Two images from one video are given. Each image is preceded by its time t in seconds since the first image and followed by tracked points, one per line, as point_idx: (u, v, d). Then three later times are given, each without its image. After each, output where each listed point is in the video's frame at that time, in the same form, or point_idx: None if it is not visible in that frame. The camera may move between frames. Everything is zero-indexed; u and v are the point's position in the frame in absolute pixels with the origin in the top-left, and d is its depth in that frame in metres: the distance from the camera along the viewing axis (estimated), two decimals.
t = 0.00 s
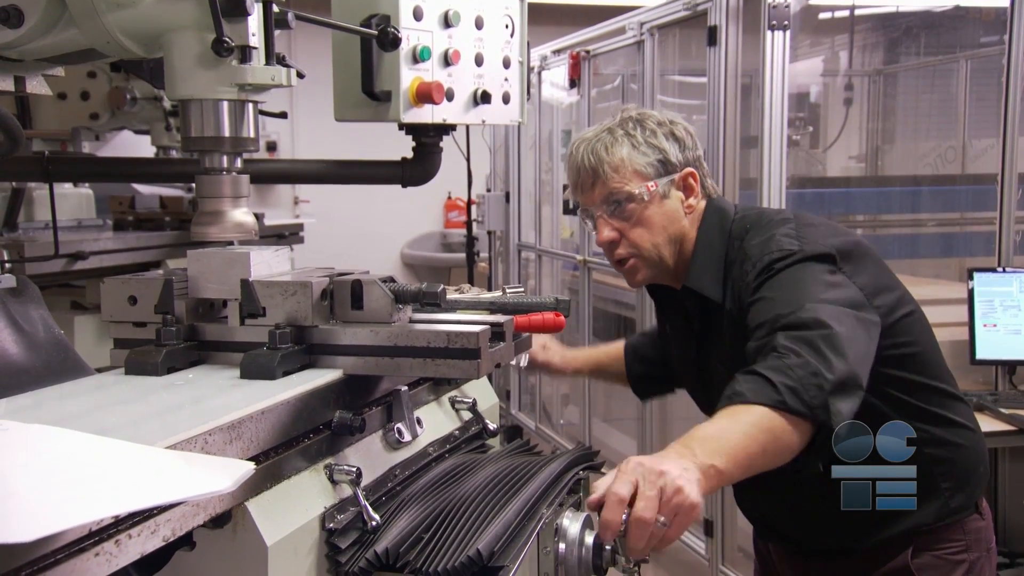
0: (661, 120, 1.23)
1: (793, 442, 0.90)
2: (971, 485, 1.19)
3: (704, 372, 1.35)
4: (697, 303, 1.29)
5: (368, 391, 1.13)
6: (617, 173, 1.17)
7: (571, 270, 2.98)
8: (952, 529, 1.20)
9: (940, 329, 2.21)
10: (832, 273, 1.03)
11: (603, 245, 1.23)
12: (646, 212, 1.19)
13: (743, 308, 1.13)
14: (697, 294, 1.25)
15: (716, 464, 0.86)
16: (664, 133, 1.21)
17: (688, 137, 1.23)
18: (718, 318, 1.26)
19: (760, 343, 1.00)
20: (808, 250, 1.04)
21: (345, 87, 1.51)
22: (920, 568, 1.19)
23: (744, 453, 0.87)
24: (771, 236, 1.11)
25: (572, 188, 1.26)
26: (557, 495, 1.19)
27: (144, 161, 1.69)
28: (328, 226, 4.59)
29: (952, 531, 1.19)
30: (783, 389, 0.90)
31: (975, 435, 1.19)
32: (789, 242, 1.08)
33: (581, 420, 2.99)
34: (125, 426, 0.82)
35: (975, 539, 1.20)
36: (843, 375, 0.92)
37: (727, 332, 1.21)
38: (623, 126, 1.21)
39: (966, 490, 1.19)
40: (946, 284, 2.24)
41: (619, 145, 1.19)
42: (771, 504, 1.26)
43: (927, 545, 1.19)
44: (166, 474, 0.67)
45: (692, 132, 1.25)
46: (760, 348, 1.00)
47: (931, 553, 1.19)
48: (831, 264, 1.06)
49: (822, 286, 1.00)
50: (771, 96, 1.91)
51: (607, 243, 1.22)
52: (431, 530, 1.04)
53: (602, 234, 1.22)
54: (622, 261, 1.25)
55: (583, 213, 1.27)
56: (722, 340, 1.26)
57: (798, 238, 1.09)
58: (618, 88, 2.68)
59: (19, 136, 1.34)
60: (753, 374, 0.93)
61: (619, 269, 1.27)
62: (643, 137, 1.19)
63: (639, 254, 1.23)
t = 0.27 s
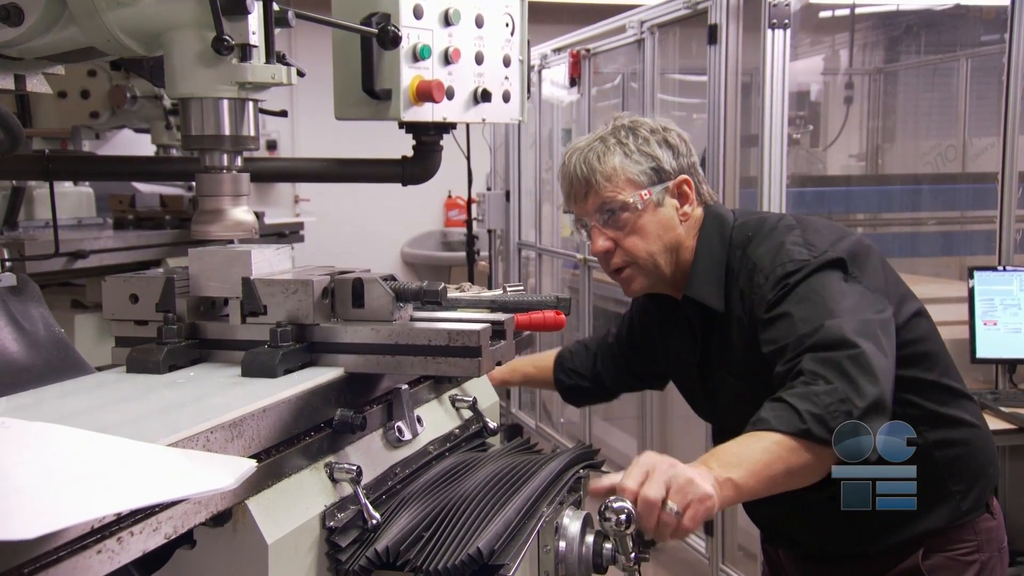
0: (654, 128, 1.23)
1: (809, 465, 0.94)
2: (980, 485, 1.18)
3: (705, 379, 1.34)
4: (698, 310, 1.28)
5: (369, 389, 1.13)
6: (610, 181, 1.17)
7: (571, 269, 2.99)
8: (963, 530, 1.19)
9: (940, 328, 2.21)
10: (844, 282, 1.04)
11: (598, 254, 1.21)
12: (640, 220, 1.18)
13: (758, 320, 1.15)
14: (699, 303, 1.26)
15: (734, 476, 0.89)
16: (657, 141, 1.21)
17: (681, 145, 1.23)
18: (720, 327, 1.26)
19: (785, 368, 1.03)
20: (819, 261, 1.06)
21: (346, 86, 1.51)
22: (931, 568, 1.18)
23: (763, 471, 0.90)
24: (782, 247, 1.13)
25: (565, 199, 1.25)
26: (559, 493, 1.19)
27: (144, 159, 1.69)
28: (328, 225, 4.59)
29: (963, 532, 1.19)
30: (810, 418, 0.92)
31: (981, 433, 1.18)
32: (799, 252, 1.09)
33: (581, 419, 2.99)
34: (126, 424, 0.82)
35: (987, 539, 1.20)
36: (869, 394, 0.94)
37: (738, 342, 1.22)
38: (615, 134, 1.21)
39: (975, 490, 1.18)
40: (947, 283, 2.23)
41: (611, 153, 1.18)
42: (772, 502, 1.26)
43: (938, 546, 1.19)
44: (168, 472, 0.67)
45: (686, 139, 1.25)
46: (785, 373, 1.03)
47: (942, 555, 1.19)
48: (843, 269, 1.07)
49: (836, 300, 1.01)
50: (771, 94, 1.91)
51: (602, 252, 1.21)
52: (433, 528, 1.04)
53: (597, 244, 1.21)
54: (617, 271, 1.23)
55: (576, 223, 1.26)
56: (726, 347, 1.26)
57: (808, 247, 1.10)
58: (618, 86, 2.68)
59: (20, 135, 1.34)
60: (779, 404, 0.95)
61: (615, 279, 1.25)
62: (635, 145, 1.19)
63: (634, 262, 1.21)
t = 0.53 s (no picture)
0: (659, 131, 1.22)
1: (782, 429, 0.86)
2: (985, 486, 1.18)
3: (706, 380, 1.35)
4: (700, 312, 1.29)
5: (370, 387, 1.13)
6: (616, 186, 1.16)
7: (571, 267, 2.99)
8: (967, 529, 1.18)
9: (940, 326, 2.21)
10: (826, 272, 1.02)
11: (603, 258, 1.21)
12: (645, 225, 1.18)
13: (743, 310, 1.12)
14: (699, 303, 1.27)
15: (701, 444, 0.80)
16: (662, 145, 1.20)
17: (686, 148, 1.22)
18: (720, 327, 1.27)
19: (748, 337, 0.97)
20: (803, 254, 1.03)
21: (345, 84, 1.51)
22: (934, 568, 1.18)
23: (732, 441, 0.82)
24: (769, 244, 1.11)
25: (569, 200, 1.24)
26: (559, 492, 1.19)
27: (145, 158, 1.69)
28: (328, 224, 4.59)
29: (966, 531, 1.18)
30: (767, 371, 0.86)
31: (985, 432, 1.18)
32: (786, 245, 1.08)
33: (581, 417, 2.99)
34: (127, 422, 0.82)
35: (992, 539, 1.19)
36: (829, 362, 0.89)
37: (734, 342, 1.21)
38: (620, 138, 1.20)
39: (980, 490, 1.18)
40: (947, 281, 2.23)
41: (617, 158, 1.17)
42: (772, 501, 1.26)
43: (942, 546, 1.19)
44: (170, 470, 0.67)
45: (690, 142, 1.24)
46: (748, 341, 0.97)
47: (945, 554, 1.19)
48: (829, 265, 1.05)
49: (813, 283, 0.98)
50: (771, 93, 1.91)
51: (607, 257, 1.20)
52: (433, 527, 1.04)
53: (601, 248, 1.20)
54: (622, 275, 1.23)
55: (581, 225, 1.25)
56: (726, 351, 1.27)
57: (794, 244, 1.08)
58: (618, 85, 2.68)
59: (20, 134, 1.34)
60: (738, 363, 0.89)
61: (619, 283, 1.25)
62: (640, 149, 1.18)
63: (639, 267, 1.21)
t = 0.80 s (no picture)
0: (655, 127, 1.22)
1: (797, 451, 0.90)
2: (978, 482, 1.18)
3: (705, 380, 1.32)
4: (694, 310, 1.25)
5: (370, 386, 1.13)
6: (612, 180, 1.16)
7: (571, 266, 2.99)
8: (962, 526, 1.18)
9: (940, 325, 2.21)
10: (839, 283, 1.01)
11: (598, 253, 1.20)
12: (640, 219, 1.18)
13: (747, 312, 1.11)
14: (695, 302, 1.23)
15: (719, 445, 0.85)
16: (658, 140, 1.20)
17: (683, 144, 1.22)
18: (714, 326, 1.23)
19: (767, 354, 0.98)
20: (813, 260, 1.02)
21: (345, 83, 1.51)
22: (929, 566, 1.18)
23: (749, 448, 0.86)
24: (773, 242, 1.09)
25: (566, 196, 1.24)
26: (559, 490, 1.19)
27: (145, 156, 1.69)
28: (328, 223, 4.60)
29: (961, 529, 1.18)
30: (800, 405, 0.89)
31: (979, 431, 1.18)
32: (792, 249, 1.06)
33: (581, 416, 2.99)
34: (128, 419, 0.82)
35: (986, 535, 1.19)
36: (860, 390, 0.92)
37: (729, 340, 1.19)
38: (617, 133, 1.20)
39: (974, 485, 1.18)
40: (947, 280, 2.23)
41: (613, 152, 1.17)
42: (772, 500, 1.26)
43: (938, 543, 1.18)
44: (170, 467, 0.67)
45: (686, 138, 1.24)
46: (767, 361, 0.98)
47: (940, 552, 1.18)
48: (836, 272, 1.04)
49: (832, 300, 0.98)
50: (772, 92, 1.91)
51: (602, 251, 1.20)
52: (433, 525, 1.04)
53: (597, 243, 1.20)
54: (617, 269, 1.22)
55: (577, 222, 1.25)
56: (721, 350, 1.23)
57: (800, 244, 1.07)
58: (618, 84, 2.68)
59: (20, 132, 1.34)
60: (771, 392, 0.92)
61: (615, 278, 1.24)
62: (637, 144, 1.18)
63: (634, 261, 1.20)
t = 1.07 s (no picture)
0: (647, 125, 1.22)
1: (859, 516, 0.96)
2: (976, 484, 1.17)
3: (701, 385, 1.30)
4: (688, 313, 1.24)
5: (369, 384, 1.13)
6: (602, 175, 1.15)
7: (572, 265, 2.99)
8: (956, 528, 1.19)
9: (940, 324, 2.21)
10: (863, 295, 1.00)
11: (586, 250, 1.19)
12: (629, 216, 1.16)
13: (761, 330, 1.08)
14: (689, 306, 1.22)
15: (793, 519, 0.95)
16: (649, 137, 1.20)
17: (674, 142, 1.21)
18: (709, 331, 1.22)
19: (815, 382, 0.99)
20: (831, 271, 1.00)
21: (345, 81, 1.51)
22: (924, 567, 1.20)
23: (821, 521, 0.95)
24: (781, 250, 1.06)
25: (556, 194, 1.24)
26: (559, 489, 1.19)
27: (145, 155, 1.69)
28: (328, 221, 4.60)
29: (956, 531, 1.19)
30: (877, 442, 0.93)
31: (979, 432, 1.17)
32: (808, 262, 1.02)
33: (581, 415, 2.99)
34: (126, 417, 0.82)
35: (981, 537, 1.19)
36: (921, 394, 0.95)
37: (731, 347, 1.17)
38: (608, 129, 1.19)
39: (972, 489, 1.16)
40: (947, 279, 2.23)
41: (604, 148, 1.17)
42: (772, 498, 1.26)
43: (932, 546, 1.20)
44: (168, 465, 0.67)
45: (678, 137, 1.23)
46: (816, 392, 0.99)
47: (935, 553, 1.20)
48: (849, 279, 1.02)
49: (867, 321, 0.97)
50: (773, 91, 1.91)
51: (590, 248, 1.18)
52: (433, 524, 1.04)
53: (586, 240, 1.18)
54: (606, 267, 1.20)
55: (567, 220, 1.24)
56: (717, 356, 1.22)
57: (810, 251, 1.04)
58: (619, 82, 2.68)
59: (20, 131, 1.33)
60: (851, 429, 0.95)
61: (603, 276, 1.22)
62: (627, 141, 1.18)
63: (623, 258, 1.19)
